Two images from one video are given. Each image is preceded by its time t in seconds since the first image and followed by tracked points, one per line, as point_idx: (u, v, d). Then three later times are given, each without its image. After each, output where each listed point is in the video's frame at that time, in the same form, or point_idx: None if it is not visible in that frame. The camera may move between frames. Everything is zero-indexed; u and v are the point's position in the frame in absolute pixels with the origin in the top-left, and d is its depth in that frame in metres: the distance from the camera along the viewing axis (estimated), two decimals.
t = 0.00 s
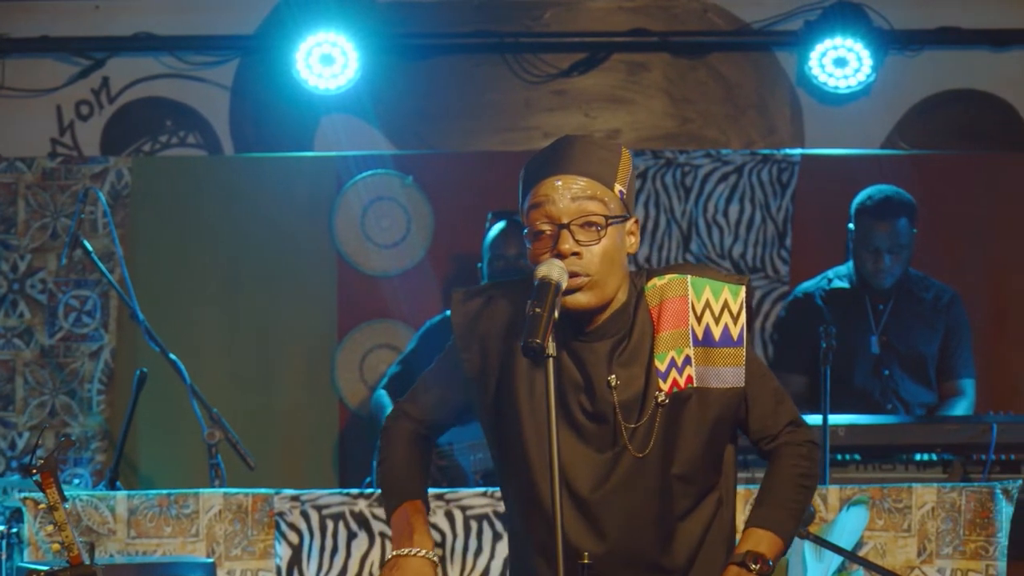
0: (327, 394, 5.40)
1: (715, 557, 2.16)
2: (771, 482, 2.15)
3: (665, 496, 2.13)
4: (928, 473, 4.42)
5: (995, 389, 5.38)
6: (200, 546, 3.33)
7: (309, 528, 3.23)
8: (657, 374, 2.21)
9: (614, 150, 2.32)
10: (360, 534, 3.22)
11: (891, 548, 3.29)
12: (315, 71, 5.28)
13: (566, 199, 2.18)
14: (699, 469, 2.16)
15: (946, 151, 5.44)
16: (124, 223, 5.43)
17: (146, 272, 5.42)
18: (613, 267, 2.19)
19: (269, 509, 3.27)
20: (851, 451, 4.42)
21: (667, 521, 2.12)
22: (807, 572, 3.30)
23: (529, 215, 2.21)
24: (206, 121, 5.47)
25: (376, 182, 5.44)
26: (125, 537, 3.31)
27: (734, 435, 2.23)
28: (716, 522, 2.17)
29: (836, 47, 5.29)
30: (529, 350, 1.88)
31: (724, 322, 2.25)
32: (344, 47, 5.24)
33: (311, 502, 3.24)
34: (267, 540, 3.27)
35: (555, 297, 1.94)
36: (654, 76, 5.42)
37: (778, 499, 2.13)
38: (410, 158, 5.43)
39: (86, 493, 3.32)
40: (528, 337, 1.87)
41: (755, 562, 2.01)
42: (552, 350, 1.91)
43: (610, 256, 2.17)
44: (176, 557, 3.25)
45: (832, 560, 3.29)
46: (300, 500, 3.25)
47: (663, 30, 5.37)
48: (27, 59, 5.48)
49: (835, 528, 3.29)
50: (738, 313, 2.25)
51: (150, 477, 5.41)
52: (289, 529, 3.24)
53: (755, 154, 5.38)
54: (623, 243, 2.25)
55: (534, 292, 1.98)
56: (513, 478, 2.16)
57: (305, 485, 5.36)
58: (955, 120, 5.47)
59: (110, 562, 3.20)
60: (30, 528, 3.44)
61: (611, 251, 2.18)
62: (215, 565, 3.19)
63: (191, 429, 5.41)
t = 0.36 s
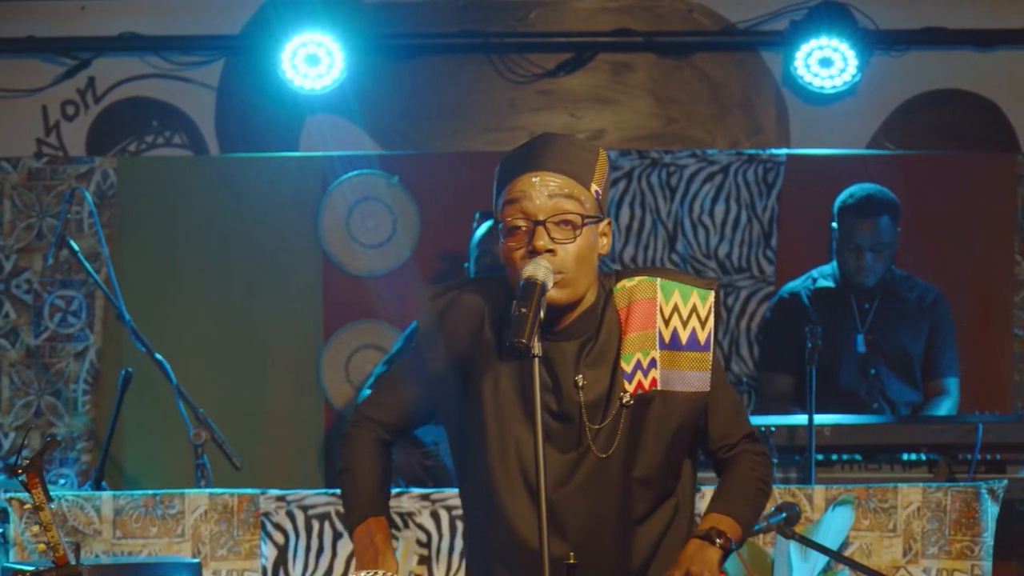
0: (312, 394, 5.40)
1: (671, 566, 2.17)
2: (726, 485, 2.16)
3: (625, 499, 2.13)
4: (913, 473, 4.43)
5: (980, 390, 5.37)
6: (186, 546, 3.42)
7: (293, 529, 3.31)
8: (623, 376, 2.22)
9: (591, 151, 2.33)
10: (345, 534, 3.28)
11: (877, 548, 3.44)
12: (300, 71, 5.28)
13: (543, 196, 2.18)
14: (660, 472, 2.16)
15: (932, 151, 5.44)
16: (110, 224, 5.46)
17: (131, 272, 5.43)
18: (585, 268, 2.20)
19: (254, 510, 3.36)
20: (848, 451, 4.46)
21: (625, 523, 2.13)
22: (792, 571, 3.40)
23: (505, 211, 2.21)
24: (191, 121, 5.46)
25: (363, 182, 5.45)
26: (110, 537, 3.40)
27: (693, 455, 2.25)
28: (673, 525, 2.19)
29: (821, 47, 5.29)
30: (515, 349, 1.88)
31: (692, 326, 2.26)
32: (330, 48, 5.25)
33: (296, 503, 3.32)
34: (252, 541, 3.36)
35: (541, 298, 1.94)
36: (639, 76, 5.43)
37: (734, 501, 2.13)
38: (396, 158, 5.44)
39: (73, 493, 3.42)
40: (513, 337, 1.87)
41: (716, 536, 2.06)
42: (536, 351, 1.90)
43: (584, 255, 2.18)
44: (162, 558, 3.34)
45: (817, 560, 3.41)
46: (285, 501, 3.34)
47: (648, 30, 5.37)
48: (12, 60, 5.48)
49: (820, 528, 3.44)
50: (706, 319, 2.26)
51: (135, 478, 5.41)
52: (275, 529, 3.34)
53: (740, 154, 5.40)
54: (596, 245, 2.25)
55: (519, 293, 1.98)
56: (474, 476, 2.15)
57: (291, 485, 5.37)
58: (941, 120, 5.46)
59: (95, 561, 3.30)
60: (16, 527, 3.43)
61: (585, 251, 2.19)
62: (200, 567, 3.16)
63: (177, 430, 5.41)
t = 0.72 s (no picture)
0: (298, 394, 5.41)
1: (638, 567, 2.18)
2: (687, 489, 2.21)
3: (595, 500, 2.15)
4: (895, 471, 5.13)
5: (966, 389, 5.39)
6: (171, 546, 3.49)
7: (279, 529, 3.37)
8: (600, 377, 2.24)
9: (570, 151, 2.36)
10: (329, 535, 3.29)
11: (861, 548, 3.57)
12: (285, 71, 5.29)
13: (528, 191, 2.20)
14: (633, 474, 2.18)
15: (917, 151, 5.44)
16: (95, 224, 5.44)
17: (116, 272, 5.41)
18: (566, 266, 2.21)
19: (239, 510, 3.43)
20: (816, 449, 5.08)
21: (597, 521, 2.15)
22: (777, 571, 3.51)
23: (488, 204, 2.22)
24: (176, 121, 5.47)
25: (348, 182, 5.43)
26: (95, 537, 3.49)
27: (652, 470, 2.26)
28: (633, 532, 2.20)
29: (806, 47, 5.30)
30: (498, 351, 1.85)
31: (670, 330, 2.28)
32: (315, 48, 5.25)
33: (281, 503, 3.38)
34: (237, 541, 3.42)
35: (526, 298, 1.94)
36: (624, 76, 5.43)
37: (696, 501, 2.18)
38: (381, 158, 5.43)
39: (57, 494, 3.51)
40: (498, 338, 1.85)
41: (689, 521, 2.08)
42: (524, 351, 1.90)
43: (567, 252, 2.19)
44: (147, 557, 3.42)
45: (802, 560, 3.51)
46: (270, 501, 3.40)
47: (633, 30, 5.38)
48: None
49: (806, 527, 3.55)
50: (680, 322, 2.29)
51: (121, 478, 5.41)
52: (260, 530, 3.39)
53: (725, 154, 5.39)
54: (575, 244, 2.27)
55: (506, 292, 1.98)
56: (438, 476, 2.16)
57: (276, 485, 5.37)
58: (924, 121, 5.47)
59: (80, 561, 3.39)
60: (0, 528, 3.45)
61: (568, 247, 2.20)
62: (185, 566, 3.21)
63: (162, 430, 5.41)
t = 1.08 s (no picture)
0: (280, 394, 5.41)
1: None
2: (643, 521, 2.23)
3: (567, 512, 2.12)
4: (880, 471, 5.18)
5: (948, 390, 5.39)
6: (154, 546, 3.50)
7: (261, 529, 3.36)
8: (584, 393, 2.22)
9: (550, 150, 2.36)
10: (313, 535, 3.29)
11: (844, 548, 3.55)
12: (267, 71, 5.29)
13: (510, 182, 2.21)
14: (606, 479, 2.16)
15: (899, 151, 5.43)
16: (77, 225, 5.46)
17: (99, 273, 5.42)
18: (545, 258, 2.22)
19: (222, 510, 3.42)
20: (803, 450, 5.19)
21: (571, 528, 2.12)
22: (759, 571, 3.49)
23: (470, 194, 2.22)
24: (159, 122, 5.46)
25: (330, 182, 5.43)
26: (77, 538, 3.51)
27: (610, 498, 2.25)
28: (595, 553, 2.17)
29: (788, 47, 5.30)
30: (480, 351, 1.83)
31: (654, 355, 2.30)
32: (297, 48, 5.26)
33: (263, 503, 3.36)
34: (220, 541, 3.42)
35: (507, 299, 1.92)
36: (606, 76, 5.43)
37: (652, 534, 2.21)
38: (364, 158, 5.43)
39: (40, 494, 3.53)
40: (480, 338, 1.82)
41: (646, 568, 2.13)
42: (506, 351, 1.87)
43: (546, 245, 2.20)
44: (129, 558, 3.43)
45: (784, 560, 3.48)
46: (252, 501, 3.40)
47: (615, 30, 5.38)
48: None
49: (788, 527, 3.53)
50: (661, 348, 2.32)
51: (103, 478, 5.41)
52: (243, 530, 3.39)
53: (707, 155, 5.40)
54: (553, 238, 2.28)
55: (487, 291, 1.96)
56: (393, 476, 2.11)
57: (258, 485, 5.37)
58: (907, 121, 5.45)
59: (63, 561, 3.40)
60: None
61: (547, 240, 2.21)
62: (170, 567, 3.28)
63: (144, 431, 5.41)
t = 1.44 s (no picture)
0: (265, 393, 5.40)
1: None
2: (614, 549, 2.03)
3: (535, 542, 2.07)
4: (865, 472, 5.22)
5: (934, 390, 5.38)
6: (140, 547, 3.48)
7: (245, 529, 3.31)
8: (560, 429, 2.18)
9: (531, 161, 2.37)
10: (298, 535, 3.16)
11: (829, 548, 3.57)
12: (253, 71, 5.29)
13: (503, 187, 2.22)
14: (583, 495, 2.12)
15: (884, 151, 5.44)
16: (62, 225, 5.50)
17: (85, 273, 5.44)
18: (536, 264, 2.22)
19: (207, 511, 3.40)
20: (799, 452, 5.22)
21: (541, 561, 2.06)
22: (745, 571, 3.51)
23: (462, 198, 2.22)
24: (144, 122, 5.45)
25: (315, 182, 5.46)
26: (63, 538, 3.51)
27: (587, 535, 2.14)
28: None
29: (774, 47, 5.29)
30: (468, 353, 1.85)
31: (632, 401, 2.28)
32: (282, 48, 5.26)
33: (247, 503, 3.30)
34: (205, 542, 3.40)
35: (494, 298, 1.93)
36: (592, 76, 5.42)
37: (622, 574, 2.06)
38: (349, 158, 5.45)
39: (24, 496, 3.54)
40: (466, 339, 1.84)
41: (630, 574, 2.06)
42: (490, 351, 1.88)
43: (538, 248, 2.21)
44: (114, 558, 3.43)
45: (771, 560, 3.49)
46: (238, 502, 3.33)
47: (601, 30, 5.37)
48: None
49: (773, 528, 3.55)
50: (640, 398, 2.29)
51: (88, 478, 5.41)
52: (228, 530, 3.33)
53: (693, 155, 5.44)
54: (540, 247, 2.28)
55: (473, 293, 1.96)
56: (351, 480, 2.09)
57: (242, 485, 5.37)
58: (893, 121, 5.43)
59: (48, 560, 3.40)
60: None
61: (538, 244, 2.22)
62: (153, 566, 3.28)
63: (128, 431, 5.42)
